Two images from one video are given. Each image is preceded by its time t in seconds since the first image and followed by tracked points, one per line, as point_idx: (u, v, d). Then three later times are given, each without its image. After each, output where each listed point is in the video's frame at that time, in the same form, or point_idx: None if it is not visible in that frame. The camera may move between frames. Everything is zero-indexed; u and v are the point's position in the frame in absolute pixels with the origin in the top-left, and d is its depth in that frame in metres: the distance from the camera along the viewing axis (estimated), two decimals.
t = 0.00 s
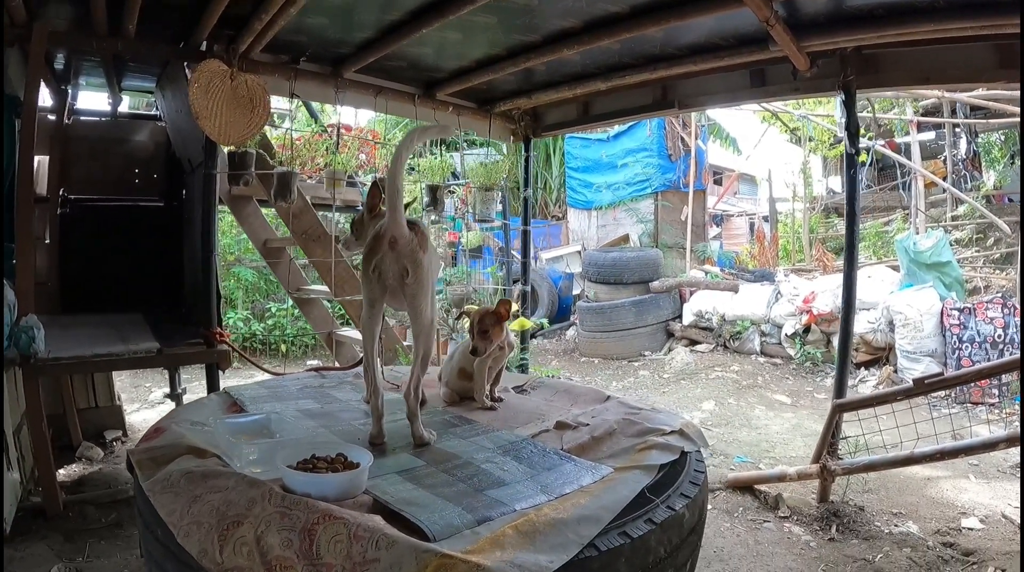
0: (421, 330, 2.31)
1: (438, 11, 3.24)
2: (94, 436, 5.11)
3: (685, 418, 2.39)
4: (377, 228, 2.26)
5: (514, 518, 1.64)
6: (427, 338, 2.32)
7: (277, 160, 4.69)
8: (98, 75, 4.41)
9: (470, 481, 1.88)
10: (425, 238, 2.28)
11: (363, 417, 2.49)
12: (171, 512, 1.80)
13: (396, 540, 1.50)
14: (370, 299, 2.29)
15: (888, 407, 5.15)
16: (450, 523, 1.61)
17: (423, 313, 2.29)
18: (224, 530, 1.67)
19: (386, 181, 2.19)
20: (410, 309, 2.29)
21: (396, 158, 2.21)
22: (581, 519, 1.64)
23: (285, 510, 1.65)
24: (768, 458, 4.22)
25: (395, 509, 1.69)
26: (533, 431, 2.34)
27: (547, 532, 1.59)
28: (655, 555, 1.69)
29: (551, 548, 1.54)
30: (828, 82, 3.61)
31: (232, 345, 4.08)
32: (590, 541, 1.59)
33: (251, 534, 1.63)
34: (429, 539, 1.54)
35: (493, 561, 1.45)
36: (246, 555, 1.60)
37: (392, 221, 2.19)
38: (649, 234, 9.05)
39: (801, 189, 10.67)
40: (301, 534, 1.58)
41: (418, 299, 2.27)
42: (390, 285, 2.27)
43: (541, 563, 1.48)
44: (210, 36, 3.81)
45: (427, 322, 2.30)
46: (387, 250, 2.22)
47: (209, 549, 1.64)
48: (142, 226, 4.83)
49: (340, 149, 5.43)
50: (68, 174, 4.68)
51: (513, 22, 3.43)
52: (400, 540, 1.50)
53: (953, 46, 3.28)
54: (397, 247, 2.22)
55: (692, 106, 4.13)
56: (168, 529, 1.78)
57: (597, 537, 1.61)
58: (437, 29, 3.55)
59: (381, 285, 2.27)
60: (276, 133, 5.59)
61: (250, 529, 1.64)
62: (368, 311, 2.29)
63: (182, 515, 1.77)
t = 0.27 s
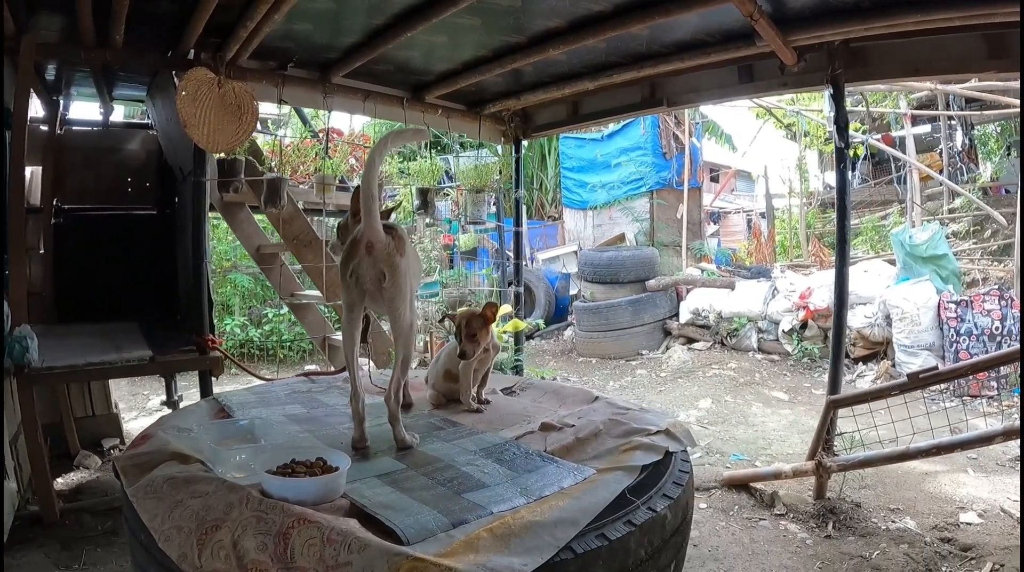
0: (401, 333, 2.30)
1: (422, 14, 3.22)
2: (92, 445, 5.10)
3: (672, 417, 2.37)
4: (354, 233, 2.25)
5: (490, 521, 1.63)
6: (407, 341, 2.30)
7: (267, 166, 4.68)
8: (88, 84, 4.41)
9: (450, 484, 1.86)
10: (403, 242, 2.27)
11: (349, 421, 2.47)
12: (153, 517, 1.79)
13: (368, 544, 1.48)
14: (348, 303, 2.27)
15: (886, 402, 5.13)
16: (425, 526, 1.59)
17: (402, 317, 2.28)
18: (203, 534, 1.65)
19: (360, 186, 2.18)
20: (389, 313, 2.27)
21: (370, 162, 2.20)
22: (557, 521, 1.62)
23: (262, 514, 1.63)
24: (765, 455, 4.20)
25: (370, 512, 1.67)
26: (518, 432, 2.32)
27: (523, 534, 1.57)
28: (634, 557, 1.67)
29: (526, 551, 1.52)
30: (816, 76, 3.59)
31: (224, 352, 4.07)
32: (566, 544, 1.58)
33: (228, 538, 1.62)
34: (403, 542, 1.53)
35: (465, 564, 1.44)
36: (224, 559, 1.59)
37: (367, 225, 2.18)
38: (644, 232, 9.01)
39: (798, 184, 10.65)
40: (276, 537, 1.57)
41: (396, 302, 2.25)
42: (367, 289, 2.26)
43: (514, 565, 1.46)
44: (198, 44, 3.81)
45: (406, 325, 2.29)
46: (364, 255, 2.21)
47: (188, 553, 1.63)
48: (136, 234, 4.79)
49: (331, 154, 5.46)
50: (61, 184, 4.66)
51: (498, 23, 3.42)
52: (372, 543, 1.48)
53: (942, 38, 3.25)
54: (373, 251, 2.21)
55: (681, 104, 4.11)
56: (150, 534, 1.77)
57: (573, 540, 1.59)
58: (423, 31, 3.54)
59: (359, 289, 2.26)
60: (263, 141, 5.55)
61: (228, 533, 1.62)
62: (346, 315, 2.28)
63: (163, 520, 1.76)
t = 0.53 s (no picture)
0: (385, 334, 2.29)
1: (408, 15, 3.22)
2: (89, 451, 5.09)
3: (662, 415, 2.36)
4: (335, 235, 2.22)
5: (472, 521, 1.61)
6: (391, 342, 2.30)
7: (258, 170, 4.66)
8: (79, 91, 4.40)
9: (435, 485, 1.85)
10: (385, 242, 2.26)
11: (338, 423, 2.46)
12: (138, 520, 1.78)
13: (348, 544, 1.47)
14: (331, 305, 2.25)
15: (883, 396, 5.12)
16: (407, 526, 1.58)
17: (386, 318, 2.27)
18: (187, 536, 1.64)
19: (340, 187, 2.16)
20: (373, 314, 2.27)
21: (350, 163, 2.17)
22: (541, 520, 1.61)
23: (244, 515, 1.62)
24: (761, 452, 4.18)
25: (353, 512, 1.66)
26: (506, 432, 2.31)
27: (506, 534, 1.55)
28: (620, 555, 1.66)
29: (508, 551, 1.51)
30: (806, 70, 3.58)
31: (218, 356, 4.06)
32: (550, 542, 1.56)
33: (212, 540, 1.60)
34: (384, 542, 1.51)
35: (445, 564, 1.42)
36: (207, 560, 1.58)
37: (349, 226, 2.16)
38: (640, 231, 8.96)
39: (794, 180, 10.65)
40: (258, 538, 1.55)
41: (379, 304, 2.24)
42: (350, 291, 2.24)
43: (495, 564, 1.45)
44: (186, 50, 3.80)
45: (391, 325, 2.28)
46: (346, 257, 2.19)
47: (173, 555, 1.62)
48: (131, 240, 4.81)
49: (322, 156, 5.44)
50: (55, 192, 4.64)
51: (486, 23, 3.41)
52: (351, 544, 1.47)
53: (930, 29, 3.24)
54: (356, 253, 2.19)
55: (671, 101, 4.11)
56: (136, 537, 1.76)
57: (557, 539, 1.58)
58: (410, 33, 3.53)
59: (342, 291, 2.24)
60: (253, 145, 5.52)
61: (211, 534, 1.61)
62: (329, 318, 2.26)
63: (149, 522, 1.75)
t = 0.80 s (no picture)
0: (376, 335, 2.28)
1: (399, 15, 3.21)
2: (86, 455, 5.07)
3: (657, 413, 2.35)
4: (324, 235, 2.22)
5: (462, 520, 1.60)
6: (381, 343, 2.28)
7: (251, 172, 4.65)
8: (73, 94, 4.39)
9: (426, 484, 1.84)
10: (374, 242, 2.24)
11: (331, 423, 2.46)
12: (130, 521, 1.76)
13: (337, 544, 1.46)
14: (321, 305, 2.24)
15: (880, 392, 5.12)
16: (397, 526, 1.57)
17: (376, 318, 2.25)
18: (178, 537, 1.63)
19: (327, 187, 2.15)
20: (363, 315, 2.25)
21: (338, 162, 2.16)
22: (532, 519, 1.60)
23: (234, 516, 1.61)
24: (758, 449, 4.17)
25: (343, 512, 1.65)
26: (500, 431, 2.30)
27: (497, 533, 1.54)
28: (612, 554, 1.65)
29: (498, 550, 1.50)
30: (798, 66, 3.58)
31: (213, 359, 4.05)
32: (541, 541, 1.55)
33: (202, 540, 1.59)
34: (374, 542, 1.50)
35: (434, 563, 1.41)
36: (198, 561, 1.57)
37: (337, 226, 2.15)
38: (636, 229, 8.93)
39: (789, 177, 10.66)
40: (247, 538, 1.54)
41: (369, 304, 2.23)
42: (340, 291, 2.23)
43: (485, 564, 1.44)
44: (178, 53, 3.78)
45: (381, 326, 2.27)
46: (335, 256, 2.18)
47: (164, 556, 1.61)
48: (126, 243, 4.80)
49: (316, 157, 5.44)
50: (49, 197, 4.59)
51: (477, 23, 3.40)
52: (340, 543, 1.46)
53: (923, 24, 3.24)
54: (345, 252, 2.18)
55: (664, 98, 4.11)
56: (128, 538, 1.75)
57: (548, 537, 1.57)
58: (402, 33, 3.52)
59: (331, 291, 2.23)
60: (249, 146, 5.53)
61: (202, 535, 1.60)
62: (319, 318, 2.25)
63: (140, 524, 1.73)
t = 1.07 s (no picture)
0: (383, 336, 2.28)
1: (404, 16, 3.21)
2: (86, 456, 5.06)
3: (662, 414, 2.36)
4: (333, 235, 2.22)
5: (473, 522, 1.61)
6: (389, 344, 2.29)
7: (254, 173, 4.66)
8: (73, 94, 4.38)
9: (435, 486, 1.84)
10: (382, 243, 2.24)
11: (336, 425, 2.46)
12: (137, 524, 1.76)
13: (349, 547, 1.46)
14: (329, 306, 2.25)
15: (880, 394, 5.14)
16: (408, 528, 1.57)
17: (384, 320, 2.26)
18: (186, 540, 1.63)
19: (337, 188, 2.15)
20: (371, 316, 2.26)
21: (347, 163, 2.17)
22: (542, 521, 1.61)
23: (244, 519, 1.61)
24: (760, 450, 4.18)
25: (353, 514, 1.65)
26: (506, 433, 2.30)
27: (508, 535, 1.55)
28: (622, 555, 1.65)
29: (510, 551, 1.50)
30: (800, 69, 3.60)
31: (215, 360, 4.04)
32: (551, 542, 1.56)
33: (212, 543, 1.60)
34: (386, 544, 1.51)
35: (447, 565, 1.42)
36: (207, 563, 1.57)
37: (347, 227, 2.15)
38: (636, 231, 8.94)
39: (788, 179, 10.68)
40: (257, 541, 1.54)
41: (377, 306, 2.23)
42: (348, 292, 2.23)
43: (497, 565, 1.44)
44: (181, 53, 3.78)
45: (389, 327, 2.27)
46: (344, 257, 2.18)
47: (173, 559, 1.61)
48: (126, 243, 4.77)
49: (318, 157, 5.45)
50: (50, 196, 4.58)
51: (481, 24, 3.41)
52: (352, 546, 1.46)
53: (925, 27, 3.25)
54: (354, 254, 2.18)
55: (666, 100, 4.12)
56: (135, 541, 1.75)
57: (558, 539, 1.57)
58: (406, 33, 3.52)
59: (339, 292, 2.23)
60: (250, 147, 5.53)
61: (211, 538, 1.60)
62: (328, 319, 2.25)
63: (147, 527, 1.73)
